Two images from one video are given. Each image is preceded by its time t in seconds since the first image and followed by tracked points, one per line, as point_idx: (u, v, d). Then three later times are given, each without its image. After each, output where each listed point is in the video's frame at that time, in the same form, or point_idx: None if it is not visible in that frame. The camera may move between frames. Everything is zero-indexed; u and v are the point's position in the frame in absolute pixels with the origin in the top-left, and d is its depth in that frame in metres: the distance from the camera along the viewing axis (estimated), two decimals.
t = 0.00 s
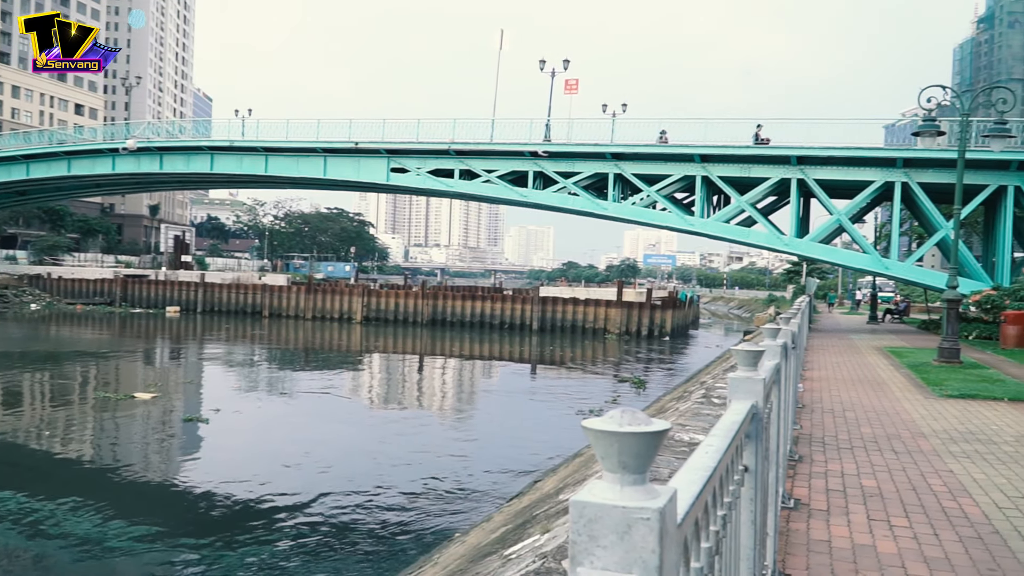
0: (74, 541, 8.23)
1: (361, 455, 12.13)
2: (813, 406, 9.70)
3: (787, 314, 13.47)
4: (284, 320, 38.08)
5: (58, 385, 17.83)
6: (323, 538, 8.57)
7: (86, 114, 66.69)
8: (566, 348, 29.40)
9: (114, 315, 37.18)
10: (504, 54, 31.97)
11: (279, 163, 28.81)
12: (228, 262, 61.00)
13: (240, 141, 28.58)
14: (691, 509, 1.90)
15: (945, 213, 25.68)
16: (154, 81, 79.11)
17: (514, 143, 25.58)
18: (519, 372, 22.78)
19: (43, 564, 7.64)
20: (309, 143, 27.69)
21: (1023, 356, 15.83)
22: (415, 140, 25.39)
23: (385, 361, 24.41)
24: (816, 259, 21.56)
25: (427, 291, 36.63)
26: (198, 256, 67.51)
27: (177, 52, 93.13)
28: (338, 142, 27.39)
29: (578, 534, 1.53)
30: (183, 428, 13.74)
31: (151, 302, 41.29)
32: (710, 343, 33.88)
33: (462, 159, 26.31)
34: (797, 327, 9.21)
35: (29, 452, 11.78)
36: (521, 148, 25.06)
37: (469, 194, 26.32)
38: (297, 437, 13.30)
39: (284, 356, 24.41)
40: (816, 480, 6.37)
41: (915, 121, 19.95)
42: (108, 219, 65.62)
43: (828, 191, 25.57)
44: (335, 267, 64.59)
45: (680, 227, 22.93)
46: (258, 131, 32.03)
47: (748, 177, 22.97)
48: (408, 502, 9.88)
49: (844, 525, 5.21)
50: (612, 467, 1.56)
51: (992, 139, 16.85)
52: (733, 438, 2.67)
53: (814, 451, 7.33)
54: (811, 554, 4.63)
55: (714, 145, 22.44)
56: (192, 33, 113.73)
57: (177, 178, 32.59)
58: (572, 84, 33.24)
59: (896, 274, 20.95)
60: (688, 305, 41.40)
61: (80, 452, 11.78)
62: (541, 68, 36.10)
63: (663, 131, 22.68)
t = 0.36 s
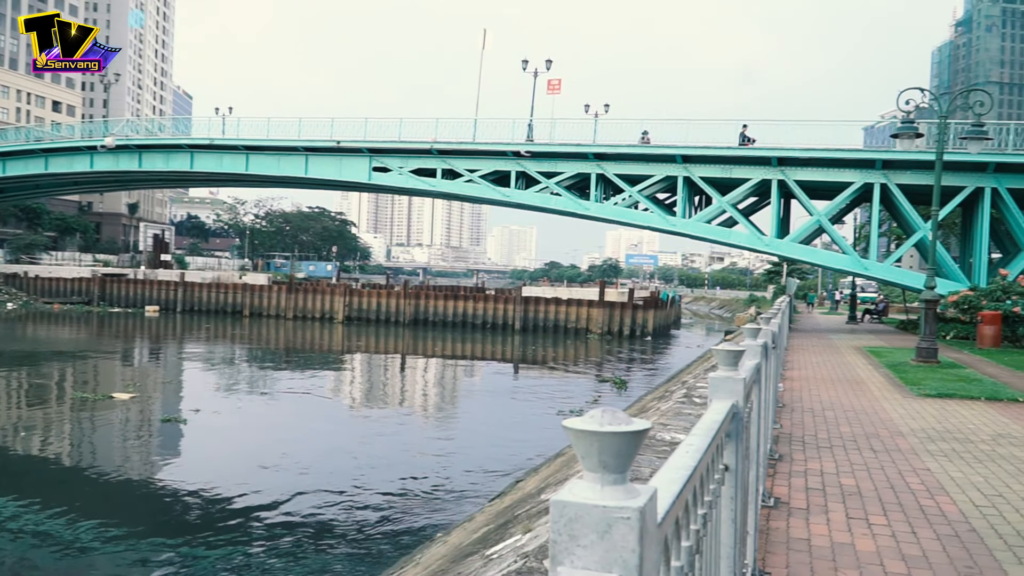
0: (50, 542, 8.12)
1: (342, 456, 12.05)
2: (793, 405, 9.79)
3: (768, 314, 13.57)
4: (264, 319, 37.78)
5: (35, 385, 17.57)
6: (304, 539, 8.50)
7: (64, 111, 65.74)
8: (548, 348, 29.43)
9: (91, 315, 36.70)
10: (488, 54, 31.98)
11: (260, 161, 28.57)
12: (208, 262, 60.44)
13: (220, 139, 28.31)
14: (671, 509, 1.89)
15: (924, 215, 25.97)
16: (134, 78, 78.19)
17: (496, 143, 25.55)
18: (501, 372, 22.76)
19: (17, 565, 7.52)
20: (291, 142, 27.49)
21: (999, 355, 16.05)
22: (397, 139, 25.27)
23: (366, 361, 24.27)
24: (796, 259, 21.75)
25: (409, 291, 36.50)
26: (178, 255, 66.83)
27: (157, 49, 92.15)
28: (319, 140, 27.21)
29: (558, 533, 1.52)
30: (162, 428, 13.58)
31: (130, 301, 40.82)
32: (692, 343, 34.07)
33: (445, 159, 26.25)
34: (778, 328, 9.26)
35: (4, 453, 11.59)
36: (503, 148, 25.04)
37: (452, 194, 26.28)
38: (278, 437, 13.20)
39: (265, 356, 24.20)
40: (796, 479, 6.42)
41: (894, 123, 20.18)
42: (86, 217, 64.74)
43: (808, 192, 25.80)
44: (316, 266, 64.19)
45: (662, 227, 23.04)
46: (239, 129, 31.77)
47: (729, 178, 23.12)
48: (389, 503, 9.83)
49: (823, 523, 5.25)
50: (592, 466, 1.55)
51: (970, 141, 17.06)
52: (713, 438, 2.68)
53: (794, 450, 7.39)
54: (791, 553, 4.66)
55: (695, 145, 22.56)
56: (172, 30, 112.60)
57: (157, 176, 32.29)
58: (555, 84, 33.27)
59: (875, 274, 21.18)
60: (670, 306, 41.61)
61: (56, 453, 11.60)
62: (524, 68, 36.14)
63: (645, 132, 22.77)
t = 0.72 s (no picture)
0: (23, 545, 7.96)
1: (323, 456, 11.96)
2: (773, 405, 9.85)
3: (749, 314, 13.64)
4: (245, 319, 37.45)
5: (12, 386, 17.29)
6: (284, 539, 8.43)
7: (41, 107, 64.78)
8: (531, 347, 29.45)
9: (68, 314, 36.18)
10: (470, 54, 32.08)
11: (240, 160, 28.31)
12: (188, 261, 59.84)
13: (201, 137, 28.02)
14: (650, 508, 1.87)
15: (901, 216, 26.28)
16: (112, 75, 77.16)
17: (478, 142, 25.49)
18: (483, 372, 22.68)
19: None
20: (271, 140, 27.26)
21: (975, 355, 16.26)
22: (378, 137, 25.10)
23: (348, 360, 24.11)
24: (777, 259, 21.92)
25: (390, 290, 36.34)
26: (157, 254, 66.09)
27: (136, 47, 91.08)
28: (300, 139, 27.00)
29: (538, 532, 1.50)
30: (140, 429, 13.40)
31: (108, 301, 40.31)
32: (673, 342, 34.23)
33: (427, 158, 26.16)
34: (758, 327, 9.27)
35: None
36: (486, 147, 24.99)
37: (434, 193, 26.20)
38: (258, 437, 13.08)
39: (245, 356, 23.94)
40: (776, 477, 6.45)
41: (873, 125, 20.38)
42: (63, 215, 63.77)
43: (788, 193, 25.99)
44: (297, 265, 63.75)
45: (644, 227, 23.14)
46: (219, 127, 31.40)
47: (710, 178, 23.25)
48: (368, 503, 9.77)
49: (803, 522, 5.28)
50: (574, 465, 1.53)
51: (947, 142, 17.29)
52: (693, 437, 2.66)
53: (775, 449, 7.43)
54: (771, 551, 4.68)
55: (677, 145, 22.66)
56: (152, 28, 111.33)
57: (136, 174, 31.94)
58: (537, 85, 33.29)
59: (854, 274, 21.39)
60: (652, 306, 41.77)
61: (30, 453, 11.41)
62: (506, 67, 36.06)
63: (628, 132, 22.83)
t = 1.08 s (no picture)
0: None
1: (304, 456, 11.86)
2: (754, 404, 9.91)
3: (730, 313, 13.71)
4: (225, 318, 37.11)
5: None
6: (264, 540, 8.35)
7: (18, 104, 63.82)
8: (513, 347, 29.42)
9: (45, 313, 35.68)
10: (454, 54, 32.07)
11: (221, 158, 28.06)
12: (168, 260, 59.21)
13: (181, 136, 27.73)
14: (633, 507, 1.87)
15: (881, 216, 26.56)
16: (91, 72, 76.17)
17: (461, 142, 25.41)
18: (466, 371, 22.59)
19: None
20: (252, 139, 27.03)
21: (953, 354, 16.47)
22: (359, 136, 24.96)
23: (330, 360, 23.90)
24: (758, 259, 22.07)
25: (372, 289, 36.21)
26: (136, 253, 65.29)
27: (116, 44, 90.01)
28: (282, 137, 26.80)
29: (519, 532, 1.48)
30: (118, 429, 13.22)
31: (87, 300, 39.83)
32: (655, 342, 34.35)
33: (409, 157, 26.05)
34: (739, 327, 9.32)
35: None
36: (468, 146, 24.92)
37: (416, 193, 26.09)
38: (238, 438, 12.94)
39: (226, 356, 23.67)
40: (756, 476, 6.48)
41: (853, 126, 20.57)
42: (41, 214, 62.86)
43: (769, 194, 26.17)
44: (278, 264, 63.29)
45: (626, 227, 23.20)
46: (200, 125, 31.08)
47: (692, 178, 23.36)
48: (350, 503, 9.71)
49: (783, 520, 5.30)
50: (554, 464, 1.51)
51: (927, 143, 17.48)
52: (675, 436, 2.66)
53: (755, 448, 7.48)
54: (752, 550, 4.69)
55: (659, 146, 22.75)
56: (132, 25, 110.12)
57: (115, 172, 31.57)
58: (520, 84, 33.28)
59: (834, 274, 21.58)
60: (634, 305, 41.92)
61: (6, 454, 11.22)
62: (489, 66, 35.97)
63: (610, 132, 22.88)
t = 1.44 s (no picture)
0: None
1: (286, 457, 11.76)
2: (737, 403, 9.96)
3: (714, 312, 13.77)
4: (208, 317, 36.77)
5: None
6: (246, 540, 8.27)
7: None
8: (497, 347, 29.36)
9: (24, 312, 35.19)
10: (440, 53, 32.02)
11: (204, 157, 27.80)
12: (149, 259, 58.58)
13: (163, 134, 27.47)
14: (616, 507, 1.85)
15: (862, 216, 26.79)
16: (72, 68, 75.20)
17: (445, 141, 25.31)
18: (450, 371, 22.48)
19: None
20: (235, 137, 26.80)
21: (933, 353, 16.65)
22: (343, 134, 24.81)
23: (314, 360, 23.65)
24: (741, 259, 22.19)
25: (356, 289, 36.06)
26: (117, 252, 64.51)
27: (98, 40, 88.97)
28: (265, 136, 26.59)
29: (502, 531, 1.46)
30: (98, 429, 13.03)
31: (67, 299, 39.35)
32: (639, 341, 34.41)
33: (393, 156, 25.90)
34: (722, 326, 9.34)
35: None
36: (452, 146, 24.83)
37: (401, 192, 25.97)
38: (220, 438, 12.81)
39: (208, 355, 23.31)
40: (740, 475, 6.50)
41: (835, 126, 20.71)
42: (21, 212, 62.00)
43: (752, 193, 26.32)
44: (261, 264, 62.80)
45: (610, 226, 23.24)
46: (182, 123, 30.77)
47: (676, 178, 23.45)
48: (333, 503, 9.64)
49: (766, 518, 5.33)
50: (537, 464, 1.49)
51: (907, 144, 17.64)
52: (659, 436, 2.65)
53: (739, 447, 7.50)
54: (736, 549, 4.70)
55: (643, 145, 22.80)
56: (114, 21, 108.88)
57: (96, 171, 31.23)
58: (504, 83, 33.21)
59: (816, 274, 21.74)
60: (618, 305, 42.03)
61: None
62: (473, 66, 35.84)
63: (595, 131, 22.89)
